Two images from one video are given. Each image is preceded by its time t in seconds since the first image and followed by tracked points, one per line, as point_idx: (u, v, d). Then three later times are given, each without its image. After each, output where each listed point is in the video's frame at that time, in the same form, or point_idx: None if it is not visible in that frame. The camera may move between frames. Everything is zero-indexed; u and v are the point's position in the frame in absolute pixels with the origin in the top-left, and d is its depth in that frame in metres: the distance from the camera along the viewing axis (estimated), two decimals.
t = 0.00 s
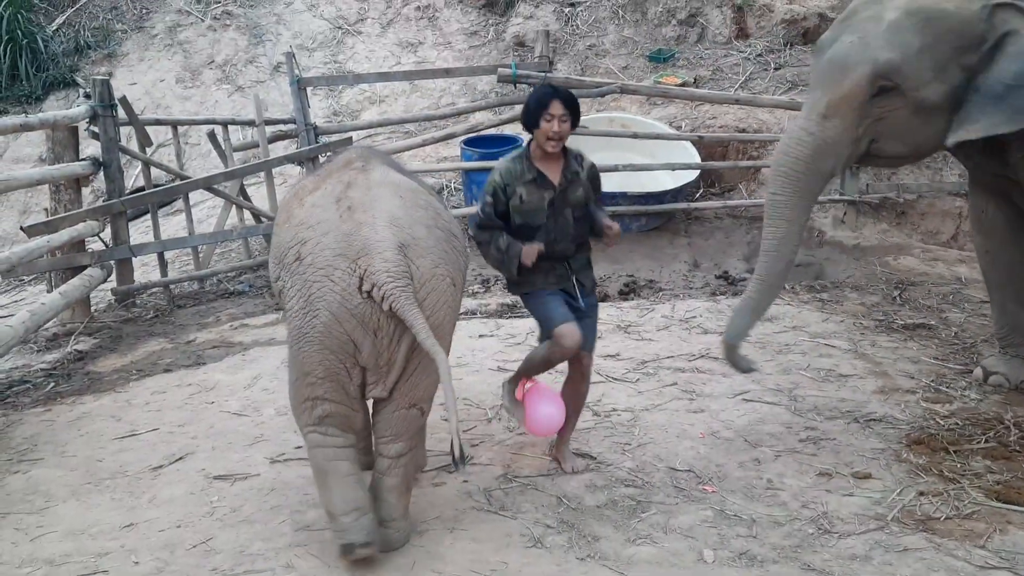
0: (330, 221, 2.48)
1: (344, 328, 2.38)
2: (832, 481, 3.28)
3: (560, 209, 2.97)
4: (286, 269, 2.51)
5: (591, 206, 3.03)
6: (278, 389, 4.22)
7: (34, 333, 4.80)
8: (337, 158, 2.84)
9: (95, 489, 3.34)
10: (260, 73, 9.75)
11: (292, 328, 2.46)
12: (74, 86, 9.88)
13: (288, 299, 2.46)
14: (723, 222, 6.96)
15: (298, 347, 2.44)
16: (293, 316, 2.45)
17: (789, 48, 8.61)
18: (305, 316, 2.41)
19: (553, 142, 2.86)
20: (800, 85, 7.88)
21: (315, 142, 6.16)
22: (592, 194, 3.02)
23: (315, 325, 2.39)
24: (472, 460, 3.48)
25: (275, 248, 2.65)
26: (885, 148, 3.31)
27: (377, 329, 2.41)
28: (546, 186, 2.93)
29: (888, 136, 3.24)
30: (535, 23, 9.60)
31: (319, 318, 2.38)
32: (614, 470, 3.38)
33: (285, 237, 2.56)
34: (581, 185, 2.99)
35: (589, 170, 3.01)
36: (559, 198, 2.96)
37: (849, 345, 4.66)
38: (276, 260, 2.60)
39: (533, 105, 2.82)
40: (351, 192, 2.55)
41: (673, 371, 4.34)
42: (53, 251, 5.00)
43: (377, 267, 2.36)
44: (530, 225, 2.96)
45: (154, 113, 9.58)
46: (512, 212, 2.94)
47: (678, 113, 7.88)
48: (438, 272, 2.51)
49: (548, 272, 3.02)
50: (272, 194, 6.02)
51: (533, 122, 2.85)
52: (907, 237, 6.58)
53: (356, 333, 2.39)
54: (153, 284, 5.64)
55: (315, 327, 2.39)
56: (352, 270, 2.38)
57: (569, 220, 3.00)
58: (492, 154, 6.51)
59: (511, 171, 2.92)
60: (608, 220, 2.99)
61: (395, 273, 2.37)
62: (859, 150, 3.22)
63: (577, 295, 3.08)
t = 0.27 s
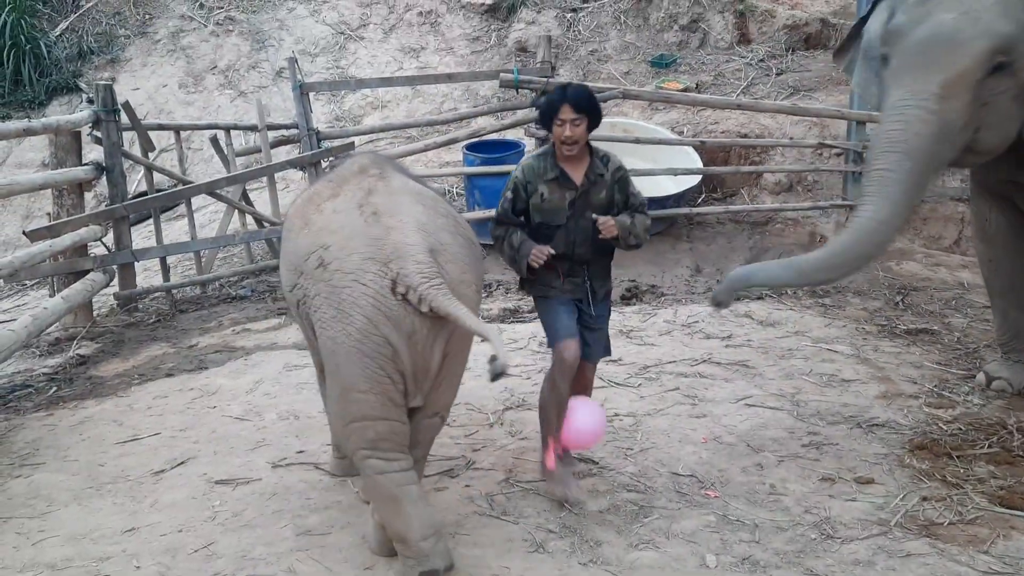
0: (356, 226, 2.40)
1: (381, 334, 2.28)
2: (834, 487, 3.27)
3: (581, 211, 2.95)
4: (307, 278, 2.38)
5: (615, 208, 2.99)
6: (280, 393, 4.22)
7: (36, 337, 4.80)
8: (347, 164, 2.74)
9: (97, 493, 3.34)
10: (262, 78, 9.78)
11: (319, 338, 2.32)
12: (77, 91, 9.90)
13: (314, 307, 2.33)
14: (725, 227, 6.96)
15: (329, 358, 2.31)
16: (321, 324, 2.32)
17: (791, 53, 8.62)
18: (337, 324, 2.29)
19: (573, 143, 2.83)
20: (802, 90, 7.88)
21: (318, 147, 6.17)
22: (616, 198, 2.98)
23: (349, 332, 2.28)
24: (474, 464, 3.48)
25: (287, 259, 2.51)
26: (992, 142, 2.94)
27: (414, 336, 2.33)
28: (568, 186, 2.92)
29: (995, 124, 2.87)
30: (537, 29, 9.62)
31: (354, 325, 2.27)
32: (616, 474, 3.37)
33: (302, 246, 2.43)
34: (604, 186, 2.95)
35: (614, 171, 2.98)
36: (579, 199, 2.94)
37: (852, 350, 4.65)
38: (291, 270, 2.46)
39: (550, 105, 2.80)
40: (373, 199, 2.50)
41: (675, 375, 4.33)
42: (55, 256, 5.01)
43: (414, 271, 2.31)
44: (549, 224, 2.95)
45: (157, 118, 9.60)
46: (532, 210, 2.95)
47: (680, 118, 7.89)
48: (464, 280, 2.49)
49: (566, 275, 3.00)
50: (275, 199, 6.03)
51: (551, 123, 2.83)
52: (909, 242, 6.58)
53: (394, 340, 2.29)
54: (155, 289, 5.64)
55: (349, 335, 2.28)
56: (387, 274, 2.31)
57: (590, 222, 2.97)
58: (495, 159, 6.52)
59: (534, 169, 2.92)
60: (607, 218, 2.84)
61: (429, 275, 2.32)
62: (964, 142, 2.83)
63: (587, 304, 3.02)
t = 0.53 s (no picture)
0: (399, 233, 2.27)
1: (434, 348, 2.19)
2: (836, 491, 3.27)
3: (591, 216, 2.83)
4: (345, 287, 2.22)
5: (630, 223, 2.87)
6: (281, 398, 4.22)
7: (37, 341, 4.81)
8: (359, 172, 2.59)
9: (98, 498, 3.33)
10: (264, 83, 9.81)
11: (362, 351, 2.18)
12: (79, 96, 9.92)
13: (356, 318, 2.19)
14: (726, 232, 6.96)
15: (372, 371, 2.19)
16: (365, 336, 2.17)
17: (792, 58, 8.64)
18: (387, 337, 2.16)
19: (593, 146, 2.74)
20: (803, 95, 7.90)
21: (319, 151, 6.18)
22: (630, 211, 2.86)
23: (401, 345, 2.16)
24: (475, 469, 3.47)
25: (310, 265, 2.32)
26: None
27: (465, 347, 2.26)
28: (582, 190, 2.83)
29: None
30: (539, 33, 9.63)
31: (409, 338, 2.16)
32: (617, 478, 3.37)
33: (334, 251, 2.26)
34: (619, 197, 2.84)
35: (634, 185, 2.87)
36: (591, 203, 2.83)
37: (853, 354, 4.65)
38: (319, 277, 2.27)
39: (575, 102, 2.71)
40: (412, 205, 2.38)
41: (676, 380, 4.33)
42: (57, 260, 5.02)
43: (472, 280, 2.23)
44: (555, 223, 2.85)
45: (159, 123, 9.63)
46: (541, 206, 2.87)
47: (681, 123, 7.90)
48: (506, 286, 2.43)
49: (563, 281, 2.90)
50: (276, 203, 6.03)
51: (572, 121, 2.74)
52: (910, 247, 6.58)
53: (448, 351, 2.21)
54: (156, 293, 5.64)
55: (402, 348, 2.16)
56: (442, 283, 2.21)
57: (599, 231, 2.85)
58: (496, 163, 6.52)
59: (551, 166, 2.86)
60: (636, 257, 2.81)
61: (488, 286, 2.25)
62: None
63: (565, 320, 2.92)
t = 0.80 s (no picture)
0: (409, 234, 2.25)
1: (454, 347, 2.21)
2: (837, 494, 3.26)
3: (609, 228, 2.77)
4: (360, 294, 2.21)
5: (648, 230, 2.82)
6: (282, 401, 4.22)
7: (38, 344, 4.81)
8: (352, 173, 2.51)
9: (99, 500, 3.33)
10: (265, 86, 9.83)
11: (383, 357, 2.20)
12: (81, 99, 9.94)
13: (375, 325, 2.19)
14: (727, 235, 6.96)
15: (394, 376, 2.21)
16: (385, 343, 2.18)
17: (793, 61, 8.64)
18: (410, 341, 2.18)
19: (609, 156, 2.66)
20: (804, 98, 7.90)
21: (320, 154, 6.18)
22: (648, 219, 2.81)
23: (422, 349, 2.18)
24: (476, 472, 3.47)
25: (320, 272, 2.30)
26: None
27: (485, 343, 2.28)
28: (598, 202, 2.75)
29: None
30: (540, 37, 9.64)
31: (432, 340, 2.18)
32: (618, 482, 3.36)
33: (344, 260, 2.25)
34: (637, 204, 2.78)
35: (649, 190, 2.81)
36: (609, 215, 2.76)
37: (855, 357, 4.64)
38: (331, 285, 2.26)
39: (592, 112, 2.61)
40: (415, 203, 2.35)
41: (677, 383, 4.33)
42: (58, 263, 5.02)
43: (489, 277, 2.23)
44: (574, 238, 2.78)
45: (160, 126, 9.64)
46: (558, 221, 2.78)
47: (682, 126, 7.90)
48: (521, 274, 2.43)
49: (582, 295, 2.81)
50: (277, 206, 6.03)
51: (587, 133, 2.64)
52: (912, 250, 6.57)
53: (469, 348, 2.23)
54: (157, 296, 5.65)
55: (423, 351, 2.18)
56: (459, 282, 2.21)
57: (620, 241, 2.79)
58: (497, 166, 6.53)
59: (564, 180, 2.76)
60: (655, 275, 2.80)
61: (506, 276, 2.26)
62: None
63: (579, 335, 2.85)
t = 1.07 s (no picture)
0: (400, 242, 2.23)
1: (453, 352, 2.21)
2: (838, 496, 3.25)
3: (636, 212, 2.76)
4: (359, 307, 2.22)
5: (677, 210, 2.80)
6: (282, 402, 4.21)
7: (38, 346, 4.81)
8: (337, 178, 2.47)
9: (99, 502, 3.33)
10: (267, 88, 9.84)
11: (386, 365, 2.21)
12: (82, 101, 9.95)
13: (374, 337, 2.21)
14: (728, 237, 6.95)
15: (398, 383, 2.23)
16: (386, 352, 2.20)
17: (794, 64, 8.65)
18: (411, 349, 2.19)
19: (636, 132, 2.67)
20: (805, 100, 7.90)
21: (321, 156, 6.18)
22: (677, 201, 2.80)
23: (423, 356, 2.19)
24: (476, 474, 3.47)
25: (317, 286, 2.31)
26: None
27: (483, 345, 2.27)
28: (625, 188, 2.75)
29: None
30: (541, 39, 9.65)
31: (433, 346, 2.19)
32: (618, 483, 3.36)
33: (339, 274, 2.25)
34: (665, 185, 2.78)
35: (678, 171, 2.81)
36: (636, 199, 2.75)
37: (856, 359, 4.64)
38: (328, 299, 2.28)
39: (616, 88, 2.63)
40: (404, 207, 2.31)
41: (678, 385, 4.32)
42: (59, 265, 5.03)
43: (482, 280, 2.21)
44: (601, 224, 2.79)
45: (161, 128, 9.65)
46: (584, 206, 2.77)
47: (683, 128, 7.90)
48: (521, 268, 2.38)
49: (620, 279, 2.86)
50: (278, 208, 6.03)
51: (613, 111, 2.66)
52: (913, 252, 6.57)
53: (471, 350, 2.24)
54: (158, 298, 5.64)
55: (423, 357, 2.19)
56: (454, 287, 2.21)
57: (648, 225, 2.78)
58: (497, 168, 6.53)
59: (588, 164, 2.76)
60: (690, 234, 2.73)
61: (501, 276, 2.24)
62: None
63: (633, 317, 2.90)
